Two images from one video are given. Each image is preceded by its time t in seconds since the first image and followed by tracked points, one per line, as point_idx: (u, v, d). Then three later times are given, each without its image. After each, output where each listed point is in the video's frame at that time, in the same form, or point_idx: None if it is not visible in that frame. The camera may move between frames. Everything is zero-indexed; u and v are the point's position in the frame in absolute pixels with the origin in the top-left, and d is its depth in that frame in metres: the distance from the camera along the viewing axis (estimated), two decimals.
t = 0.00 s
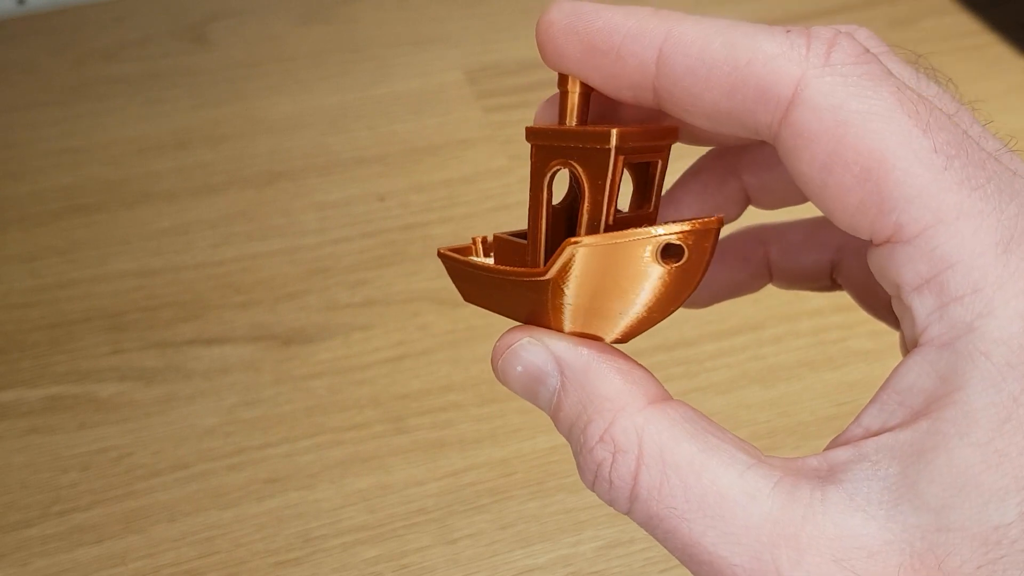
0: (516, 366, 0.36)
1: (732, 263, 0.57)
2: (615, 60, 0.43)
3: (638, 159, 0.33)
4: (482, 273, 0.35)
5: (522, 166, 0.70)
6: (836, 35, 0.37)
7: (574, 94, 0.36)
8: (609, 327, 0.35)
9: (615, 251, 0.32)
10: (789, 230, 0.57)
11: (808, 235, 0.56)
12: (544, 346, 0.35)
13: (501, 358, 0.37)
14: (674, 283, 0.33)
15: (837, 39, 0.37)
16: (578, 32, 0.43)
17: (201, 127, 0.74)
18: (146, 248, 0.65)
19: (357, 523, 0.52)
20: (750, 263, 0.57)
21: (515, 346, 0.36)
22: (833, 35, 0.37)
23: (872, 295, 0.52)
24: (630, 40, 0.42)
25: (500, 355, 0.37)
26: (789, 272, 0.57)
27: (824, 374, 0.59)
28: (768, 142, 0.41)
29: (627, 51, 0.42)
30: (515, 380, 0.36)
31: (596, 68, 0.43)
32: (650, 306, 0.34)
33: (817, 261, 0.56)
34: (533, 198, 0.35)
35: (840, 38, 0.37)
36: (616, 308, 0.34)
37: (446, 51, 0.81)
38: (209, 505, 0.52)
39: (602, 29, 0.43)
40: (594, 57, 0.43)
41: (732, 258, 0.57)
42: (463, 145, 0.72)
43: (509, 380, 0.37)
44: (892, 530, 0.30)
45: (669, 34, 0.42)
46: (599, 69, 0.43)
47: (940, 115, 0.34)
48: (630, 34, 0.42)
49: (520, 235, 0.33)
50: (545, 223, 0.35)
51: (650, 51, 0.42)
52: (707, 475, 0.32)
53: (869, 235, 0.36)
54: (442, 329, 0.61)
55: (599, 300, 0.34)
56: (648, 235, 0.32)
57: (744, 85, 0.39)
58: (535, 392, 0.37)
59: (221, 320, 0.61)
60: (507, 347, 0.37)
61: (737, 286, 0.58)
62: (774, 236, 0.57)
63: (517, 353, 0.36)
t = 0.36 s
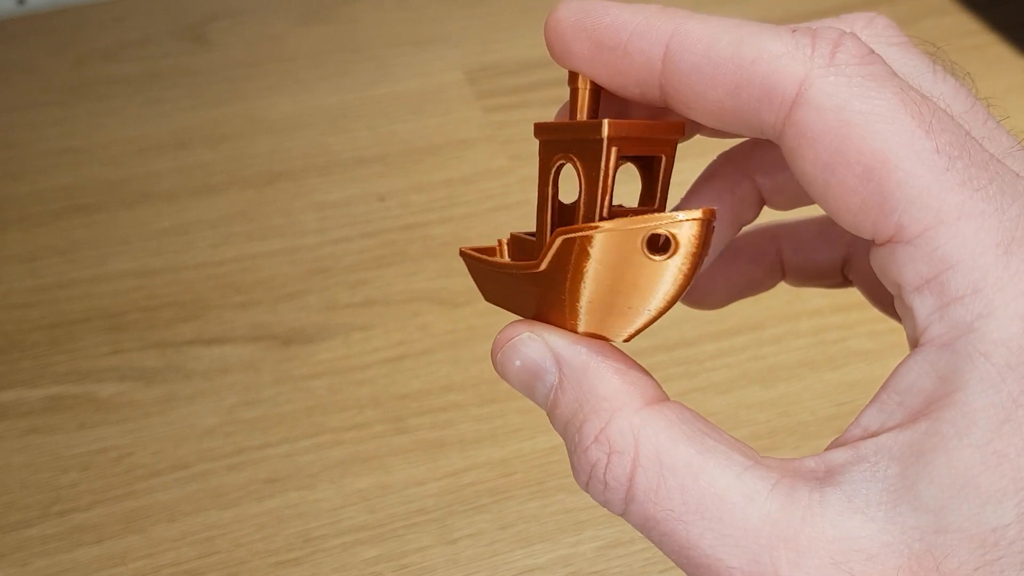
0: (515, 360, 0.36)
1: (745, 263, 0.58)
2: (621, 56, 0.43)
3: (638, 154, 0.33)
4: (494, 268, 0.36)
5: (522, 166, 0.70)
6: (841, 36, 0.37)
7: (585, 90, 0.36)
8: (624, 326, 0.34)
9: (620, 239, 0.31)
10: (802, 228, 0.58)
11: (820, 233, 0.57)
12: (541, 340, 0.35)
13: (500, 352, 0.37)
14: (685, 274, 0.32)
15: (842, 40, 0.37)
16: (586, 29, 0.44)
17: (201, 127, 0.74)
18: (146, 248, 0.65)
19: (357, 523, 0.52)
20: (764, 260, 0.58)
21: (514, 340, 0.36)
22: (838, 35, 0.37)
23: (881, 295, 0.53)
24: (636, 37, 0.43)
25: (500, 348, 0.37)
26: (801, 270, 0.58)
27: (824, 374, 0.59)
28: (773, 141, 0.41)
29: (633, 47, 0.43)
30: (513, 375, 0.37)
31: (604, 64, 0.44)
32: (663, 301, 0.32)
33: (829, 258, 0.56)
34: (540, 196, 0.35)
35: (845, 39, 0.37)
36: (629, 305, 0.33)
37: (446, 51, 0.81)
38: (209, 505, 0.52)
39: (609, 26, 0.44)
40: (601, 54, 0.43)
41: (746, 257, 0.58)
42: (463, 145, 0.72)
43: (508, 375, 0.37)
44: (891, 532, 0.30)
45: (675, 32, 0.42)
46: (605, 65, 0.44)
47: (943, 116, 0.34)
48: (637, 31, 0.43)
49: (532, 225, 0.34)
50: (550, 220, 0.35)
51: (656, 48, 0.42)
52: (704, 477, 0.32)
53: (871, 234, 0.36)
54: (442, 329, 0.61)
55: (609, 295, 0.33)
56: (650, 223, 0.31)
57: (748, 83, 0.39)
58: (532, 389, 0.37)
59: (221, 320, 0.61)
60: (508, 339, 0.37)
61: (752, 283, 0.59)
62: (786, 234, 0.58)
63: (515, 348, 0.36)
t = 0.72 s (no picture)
0: (543, 338, 0.33)
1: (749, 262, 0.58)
2: (679, 83, 0.45)
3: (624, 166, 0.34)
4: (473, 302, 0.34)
5: (522, 166, 0.70)
6: (899, 52, 0.40)
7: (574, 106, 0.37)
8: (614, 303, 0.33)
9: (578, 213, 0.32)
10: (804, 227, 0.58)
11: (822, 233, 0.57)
12: (575, 315, 0.33)
13: (526, 328, 0.33)
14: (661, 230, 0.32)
15: (901, 56, 0.40)
16: (639, 64, 0.45)
17: (200, 127, 0.74)
18: (146, 248, 0.65)
19: (357, 523, 0.52)
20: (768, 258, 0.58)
21: (543, 314, 0.33)
22: (894, 53, 0.41)
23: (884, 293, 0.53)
24: (694, 61, 0.44)
25: (525, 324, 0.33)
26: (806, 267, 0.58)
27: (824, 374, 0.59)
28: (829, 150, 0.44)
29: (692, 73, 0.45)
30: (537, 353, 0.33)
31: (661, 93, 0.46)
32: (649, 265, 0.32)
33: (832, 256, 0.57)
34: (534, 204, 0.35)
35: (902, 55, 0.40)
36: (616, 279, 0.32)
37: (446, 51, 0.80)
38: (209, 505, 0.53)
39: (664, 57, 0.45)
40: (658, 83, 0.45)
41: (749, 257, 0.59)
42: (464, 145, 0.72)
43: (528, 351, 0.34)
44: (922, 531, 0.30)
45: (732, 54, 0.44)
46: (663, 94, 0.46)
47: (992, 141, 0.38)
48: (693, 57, 0.44)
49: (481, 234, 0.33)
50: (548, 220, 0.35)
51: (716, 71, 0.44)
52: (741, 463, 0.32)
53: (913, 245, 0.39)
54: (442, 329, 0.61)
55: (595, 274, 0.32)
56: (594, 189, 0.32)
57: (809, 96, 0.42)
58: (554, 369, 0.34)
59: (221, 320, 0.61)
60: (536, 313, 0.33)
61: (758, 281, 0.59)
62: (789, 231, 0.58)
63: (543, 323, 0.33)
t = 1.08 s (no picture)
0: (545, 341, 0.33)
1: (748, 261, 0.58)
2: (683, 84, 0.45)
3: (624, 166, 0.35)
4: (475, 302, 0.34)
5: (522, 166, 0.71)
6: (903, 48, 0.41)
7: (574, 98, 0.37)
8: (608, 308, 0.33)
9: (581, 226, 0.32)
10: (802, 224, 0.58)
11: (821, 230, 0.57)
12: (575, 320, 0.33)
13: (527, 332, 0.34)
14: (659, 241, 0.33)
15: (905, 52, 0.41)
16: (641, 65, 0.44)
17: (200, 127, 0.74)
18: (146, 248, 0.65)
19: (357, 523, 0.52)
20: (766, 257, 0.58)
21: (543, 319, 0.33)
22: (899, 50, 0.41)
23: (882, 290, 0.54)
24: (696, 61, 0.44)
25: (526, 329, 0.34)
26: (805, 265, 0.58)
27: (823, 374, 0.59)
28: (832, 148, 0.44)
29: (695, 72, 0.44)
30: (538, 357, 0.34)
31: (664, 93, 0.45)
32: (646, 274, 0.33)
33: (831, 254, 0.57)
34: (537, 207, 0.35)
35: (906, 52, 0.40)
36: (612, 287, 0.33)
37: (446, 51, 0.81)
38: (209, 505, 0.53)
39: (665, 57, 0.44)
40: (660, 82, 0.45)
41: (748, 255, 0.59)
42: (463, 145, 0.72)
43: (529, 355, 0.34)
44: (917, 531, 0.30)
45: (734, 53, 0.44)
46: (667, 93, 0.45)
47: (996, 140, 0.38)
48: (695, 57, 0.44)
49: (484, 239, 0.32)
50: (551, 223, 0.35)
51: (718, 70, 0.44)
52: (739, 461, 0.32)
53: (915, 244, 0.39)
54: (442, 329, 0.61)
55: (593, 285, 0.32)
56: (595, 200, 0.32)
57: (813, 93, 0.42)
58: (555, 372, 0.34)
59: (221, 320, 0.61)
60: (536, 319, 0.33)
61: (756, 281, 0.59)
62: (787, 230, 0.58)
63: (544, 327, 0.33)
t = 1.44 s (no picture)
0: (547, 344, 0.34)
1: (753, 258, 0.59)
2: (681, 85, 0.45)
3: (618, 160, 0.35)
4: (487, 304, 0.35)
5: (522, 166, 0.71)
6: (903, 46, 0.40)
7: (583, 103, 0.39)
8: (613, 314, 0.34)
9: (579, 235, 0.32)
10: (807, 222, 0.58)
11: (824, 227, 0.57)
12: (575, 324, 0.34)
13: (529, 336, 0.35)
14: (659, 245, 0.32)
15: (905, 50, 0.40)
16: (639, 68, 0.45)
17: (200, 127, 0.74)
18: (146, 248, 0.65)
19: (357, 523, 0.52)
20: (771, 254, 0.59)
21: (544, 324, 0.34)
22: (899, 47, 0.40)
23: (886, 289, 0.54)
24: (694, 62, 0.45)
25: (528, 332, 0.35)
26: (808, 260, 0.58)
27: (823, 374, 0.59)
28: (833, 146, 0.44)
29: (693, 73, 0.45)
30: (540, 360, 0.35)
31: (663, 96, 0.45)
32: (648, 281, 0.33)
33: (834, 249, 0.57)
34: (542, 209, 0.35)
35: (906, 50, 0.40)
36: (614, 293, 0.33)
37: (446, 51, 0.81)
38: (209, 505, 0.53)
39: (662, 59, 0.45)
40: (659, 85, 0.45)
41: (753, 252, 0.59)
42: (464, 145, 0.72)
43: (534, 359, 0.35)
44: (914, 532, 0.30)
45: (731, 52, 0.44)
46: (668, 96, 0.45)
47: (997, 139, 0.37)
48: (693, 58, 0.45)
49: (488, 246, 0.33)
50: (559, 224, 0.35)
51: (716, 71, 0.45)
52: (735, 461, 0.32)
53: (915, 244, 0.39)
54: (442, 329, 0.61)
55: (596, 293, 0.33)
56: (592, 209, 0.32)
57: (812, 93, 0.42)
58: (558, 374, 0.35)
59: (221, 320, 0.61)
60: (540, 322, 0.35)
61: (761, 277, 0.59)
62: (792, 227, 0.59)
63: (545, 332, 0.34)
